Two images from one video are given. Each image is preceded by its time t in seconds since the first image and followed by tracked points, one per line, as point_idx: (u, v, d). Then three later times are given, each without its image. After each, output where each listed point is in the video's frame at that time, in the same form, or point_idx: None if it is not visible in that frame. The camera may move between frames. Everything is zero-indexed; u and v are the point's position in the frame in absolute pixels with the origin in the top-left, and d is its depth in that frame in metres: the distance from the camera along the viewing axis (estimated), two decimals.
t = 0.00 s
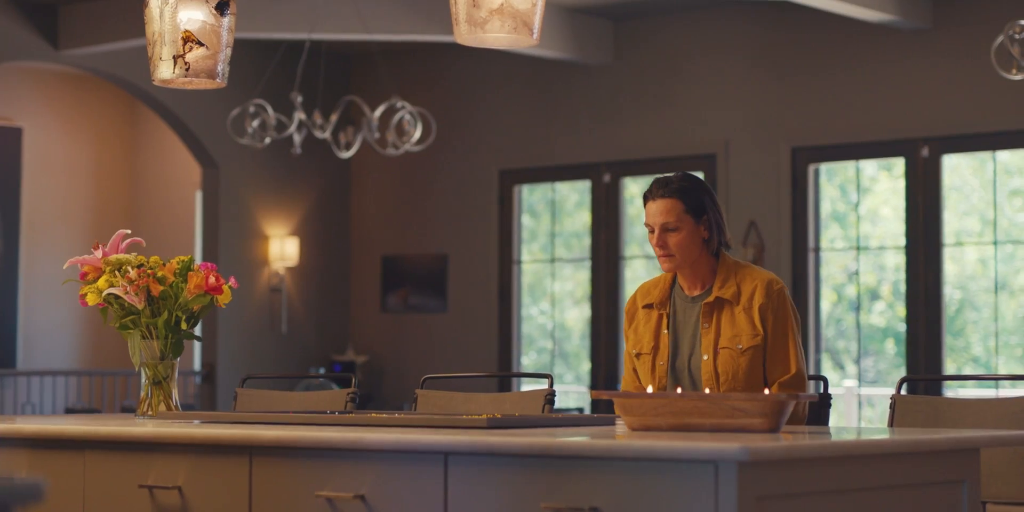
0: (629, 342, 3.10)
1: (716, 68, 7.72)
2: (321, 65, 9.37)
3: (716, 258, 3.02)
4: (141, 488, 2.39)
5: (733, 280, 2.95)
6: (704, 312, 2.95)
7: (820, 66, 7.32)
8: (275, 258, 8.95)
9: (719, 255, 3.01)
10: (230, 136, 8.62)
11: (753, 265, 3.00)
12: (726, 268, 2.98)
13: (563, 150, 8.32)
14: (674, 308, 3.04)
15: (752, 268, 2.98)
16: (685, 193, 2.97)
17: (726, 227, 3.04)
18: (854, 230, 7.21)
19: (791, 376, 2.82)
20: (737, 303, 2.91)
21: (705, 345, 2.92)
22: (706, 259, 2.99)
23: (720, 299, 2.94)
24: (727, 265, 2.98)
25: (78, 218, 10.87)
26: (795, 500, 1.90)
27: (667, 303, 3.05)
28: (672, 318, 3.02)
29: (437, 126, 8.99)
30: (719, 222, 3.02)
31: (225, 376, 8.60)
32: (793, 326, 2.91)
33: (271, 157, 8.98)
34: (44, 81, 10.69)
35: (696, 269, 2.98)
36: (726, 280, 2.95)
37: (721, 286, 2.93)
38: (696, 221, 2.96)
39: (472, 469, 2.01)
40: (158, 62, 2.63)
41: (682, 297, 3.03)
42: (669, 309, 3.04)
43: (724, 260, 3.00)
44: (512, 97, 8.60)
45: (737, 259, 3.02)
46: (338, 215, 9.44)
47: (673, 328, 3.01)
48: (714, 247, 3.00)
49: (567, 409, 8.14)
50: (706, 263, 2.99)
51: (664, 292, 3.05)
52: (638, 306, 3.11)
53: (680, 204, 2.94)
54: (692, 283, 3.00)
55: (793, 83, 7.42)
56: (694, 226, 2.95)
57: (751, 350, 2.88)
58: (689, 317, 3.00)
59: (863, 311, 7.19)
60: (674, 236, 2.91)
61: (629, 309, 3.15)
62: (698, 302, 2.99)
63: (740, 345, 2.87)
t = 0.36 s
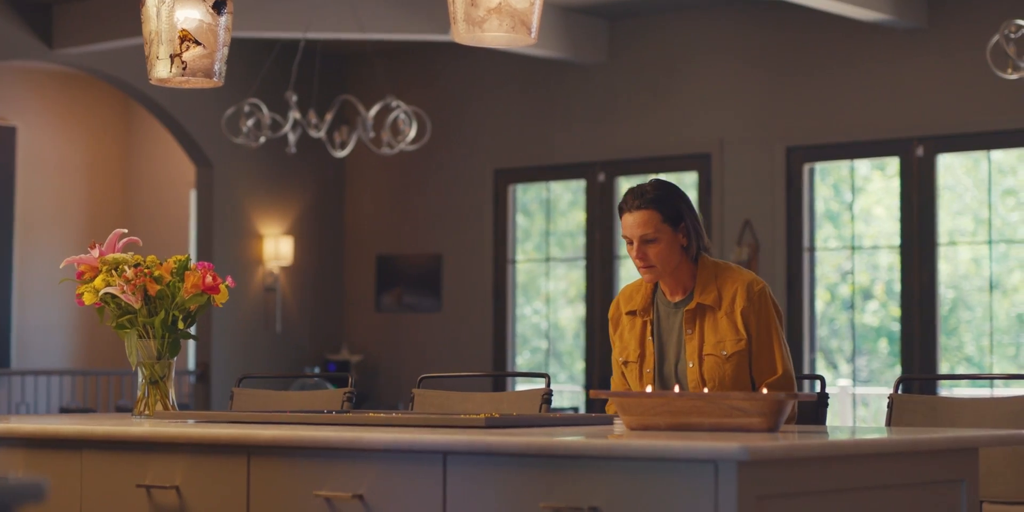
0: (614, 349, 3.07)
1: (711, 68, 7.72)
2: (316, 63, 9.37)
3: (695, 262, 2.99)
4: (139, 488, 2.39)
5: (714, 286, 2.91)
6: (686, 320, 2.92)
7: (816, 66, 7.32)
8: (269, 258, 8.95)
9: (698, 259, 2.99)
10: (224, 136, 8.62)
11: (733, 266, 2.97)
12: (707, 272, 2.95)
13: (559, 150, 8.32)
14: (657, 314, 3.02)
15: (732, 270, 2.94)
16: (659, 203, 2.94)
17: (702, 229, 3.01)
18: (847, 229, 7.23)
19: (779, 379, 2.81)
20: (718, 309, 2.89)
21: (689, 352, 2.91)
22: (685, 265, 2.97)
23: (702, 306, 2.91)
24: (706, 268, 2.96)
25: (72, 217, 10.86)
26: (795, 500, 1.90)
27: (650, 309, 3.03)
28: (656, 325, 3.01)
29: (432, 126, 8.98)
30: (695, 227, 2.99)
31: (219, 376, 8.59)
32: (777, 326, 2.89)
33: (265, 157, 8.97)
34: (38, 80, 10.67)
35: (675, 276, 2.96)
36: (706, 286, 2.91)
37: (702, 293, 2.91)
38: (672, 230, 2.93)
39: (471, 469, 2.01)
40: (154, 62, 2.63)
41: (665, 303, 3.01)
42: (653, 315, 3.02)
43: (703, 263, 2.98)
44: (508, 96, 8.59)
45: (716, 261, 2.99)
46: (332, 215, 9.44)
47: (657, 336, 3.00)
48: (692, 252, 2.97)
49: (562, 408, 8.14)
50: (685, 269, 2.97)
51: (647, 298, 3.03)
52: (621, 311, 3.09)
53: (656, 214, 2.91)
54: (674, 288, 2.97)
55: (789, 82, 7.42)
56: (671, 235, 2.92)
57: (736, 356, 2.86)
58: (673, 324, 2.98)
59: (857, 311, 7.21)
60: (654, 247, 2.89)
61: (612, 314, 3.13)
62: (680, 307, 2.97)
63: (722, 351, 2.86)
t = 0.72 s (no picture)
0: (606, 352, 3.07)
1: (705, 67, 7.71)
2: (308, 62, 9.36)
3: (683, 263, 2.99)
4: (135, 487, 2.38)
5: (704, 287, 2.92)
6: (677, 320, 2.92)
7: (809, 65, 7.33)
8: (261, 257, 8.94)
9: (686, 259, 2.99)
10: (217, 134, 8.62)
11: (722, 265, 2.97)
12: (696, 273, 2.96)
13: (552, 149, 8.31)
14: (647, 316, 3.02)
15: (721, 270, 2.95)
16: (644, 205, 2.94)
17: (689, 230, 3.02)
18: (838, 228, 7.24)
19: (771, 378, 2.81)
20: (709, 309, 2.89)
21: (680, 354, 2.91)
22: (674, 265, 2.97)
23: (692, 306, 2.91)
24: (695, 269, 2.96)
25: (64, 216, 10.85)
26: (794, 499, 1.90)
27: (640, 311, 3.03)
28: (647, 326, 3.01)
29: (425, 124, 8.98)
30: (682, 228, 3.00)
31: (211, 375, 8.58)
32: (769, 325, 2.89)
33: (258, 156, 8.97)
34: (30, 79, 10.65)
35: (664, 277, 2.96)
36: (697, 287, 2.92)
37: (691, 293, 2.91)
38: (660, 232, 2.93)
39: (468, 469, 2.01)
40: (150, 60, 2.62)
41: (654, 304, 3.01)
42: (644, 317, 3.02)
43: (692, 263, 2.98)
44: (501, 95, 8.58)
45: (704, 260, 3.00)
46: (324, 214, 9.44)
47: (649, 338, 3.00)
48: (681, 254, 2.98)
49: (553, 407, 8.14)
50: (674, 270, 2.97)
51: (636, 300, 3.03)
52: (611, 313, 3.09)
53: (643, 217, 2.91)
54: (663, 289, 2.97)
55: (783, 81, 7.42)
56: (659, 237, 2.93)
57: (727, 357, 2.86)
58: (663, 326, 2.98)
59: (847, 309, 7.22)
60: (641, 250, 2.88)
61: (602, 317, 3.13)
62: (671, 309, 2.97)
63: (715, 351, 2.85)
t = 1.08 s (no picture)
0: (599, 353, 3.07)
1: (698, 66, 7.71)
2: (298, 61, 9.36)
3: (677, 264, 2.99)
4: (130, 487, 2.38)
5: (697, 287, 2.92)
6: (670, 322, 2.92)
7: (801, 64, 7.33)
8: (251, 256, 8.94)
9: (680, 260, 2.99)
10: (208, 134, 8.62)
11: (715, 267, 2.97)
12: (689, 274, 2.96)
13: (543, 148, 8.31)
14: (641, 317, 3.02)
15: (715, 272, 2.95)
16: (636, 206, 2.94)
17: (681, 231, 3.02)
18: (826, 228, 7.26)
19: (764, 378, 2.81)
20: (702, 309, 2.89)
21: (673, 355, 2.91)
22: (667, 266, 2.97)
23: (685, 307, 2.91)
24: (688, 270, 2.96)
25: (54, 216, 10.83)
26: (791, 499, 1.90)
27: (633, 312, 3.03)
28: (640, 328, 3.01)
29: (416, 124, 8.97)
30: (675, 229, 3.00)
31: (202, 375, 8.57)
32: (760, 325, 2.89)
33: (248, 155, 8.95)
34: (20, 78, 10.63)
35: (657, 277, 2.96)
36: (691, 286, 2.92)
37: (684, 294, 2.91)
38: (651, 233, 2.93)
39: (465, 468, 2.00)
40: (143, 59, 2.60)
41: (648, 305, 3.01)
42: (637, 318, 3.02)
43: (685, 264, 2.98)
44: (492, 94, 8.58)
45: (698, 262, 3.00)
46: (315, 213, 9.42)
47: (642, 339, 3.00)
48: (673, 255, 2.98)
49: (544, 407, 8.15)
50: (667, 271, 2.97)
51: (629, 301, 3.03)
52: (604, 314, 3.09)
53: (634, 218, 2.92)
54: (656, 290, 2.97)
55: (775, 81, 7.42)
56: (651, 238, 2.93)
57: (720, 358, 2.86)
58: (656, 327, 2.98)
59: (836, 309, 7.24)
60: (632, 250, 2.89)
61: (596, 317, 3.14)
62: (665, 310, 2.97)
63: (709, 352, 2.85)
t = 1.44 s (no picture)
0: (593, 353, 3.07)
1: (690, 65, 7.71)
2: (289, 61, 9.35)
3: (669, 265, 2.99)
4: (125, 487, 2.37)
5: (691, 288, 2.91)
6: (664, 323, 2.92)
7: (793, 64, 7.33)
8: (241, 256, 8.94)
9: (672, 261, 3.00)
10: (198, 133, 8.61)
11: (708, 266, 2.97)
12: (682, 274, 2.96)
13: (535, 147, 8.31)
14: (635, 318, 3.02)
15: (708, 272, 2.94)
16: (626, 206, 2.96)
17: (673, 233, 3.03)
18: (815, 227, 7.27)
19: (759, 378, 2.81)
20: (696, 311, 2.88)
21: (667, 356, 2.91)
22: (659, 267, 2.97)
23: (679, 308, 2.91)
24: (681, 270, 2.96)
25: (43, 215, 10.81)
26: (789, 498, 1.90)
27: (627, 312, 3.03)
28: (634, 329, 3.01)
29: (407, 123, 8.96)
30: (667, 231, 3.01)
31: (192, 375, 8.56)
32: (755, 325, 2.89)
33: (238, 154, 8.94)
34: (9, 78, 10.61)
35: (649, 278, 2.96)
36: (683, 287, 2.91)
37: (677, 294, 2.90)
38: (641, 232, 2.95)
39: (462, 468, 2.00)
40: (137, 58, 2.59)
41: (642, 306, 3.01)
42: (631, 319, 3.02)
43: (678, 264, 2.98)
44: (484, 93, 8.57)
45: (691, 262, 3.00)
46: (306, 212, 9.41)
47: (636, 339, 3.00)
48: (664, 255, 2.98)
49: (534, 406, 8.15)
50: (659, 271, 2.97)
51: (623, 301, 3.03)
52: (597, 314, 3.09)
53: (623, 218, 2.94)
54: (649, 292, 2.97)
55: (767, 80, 7.42)
56: (641, 238, 2.94)
57: (715, 359, 2.85)
58: (651, 328, 2.99)
59: (825, 308, 7.25)
60: (620, 250, 2.90)
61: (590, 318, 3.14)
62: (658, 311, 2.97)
63: (704, 352, 2.85)
